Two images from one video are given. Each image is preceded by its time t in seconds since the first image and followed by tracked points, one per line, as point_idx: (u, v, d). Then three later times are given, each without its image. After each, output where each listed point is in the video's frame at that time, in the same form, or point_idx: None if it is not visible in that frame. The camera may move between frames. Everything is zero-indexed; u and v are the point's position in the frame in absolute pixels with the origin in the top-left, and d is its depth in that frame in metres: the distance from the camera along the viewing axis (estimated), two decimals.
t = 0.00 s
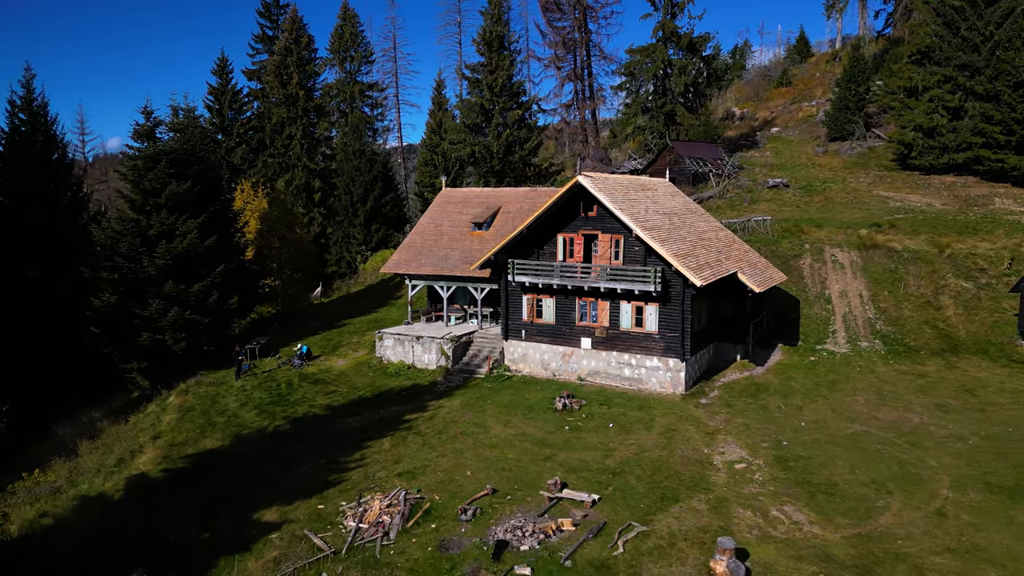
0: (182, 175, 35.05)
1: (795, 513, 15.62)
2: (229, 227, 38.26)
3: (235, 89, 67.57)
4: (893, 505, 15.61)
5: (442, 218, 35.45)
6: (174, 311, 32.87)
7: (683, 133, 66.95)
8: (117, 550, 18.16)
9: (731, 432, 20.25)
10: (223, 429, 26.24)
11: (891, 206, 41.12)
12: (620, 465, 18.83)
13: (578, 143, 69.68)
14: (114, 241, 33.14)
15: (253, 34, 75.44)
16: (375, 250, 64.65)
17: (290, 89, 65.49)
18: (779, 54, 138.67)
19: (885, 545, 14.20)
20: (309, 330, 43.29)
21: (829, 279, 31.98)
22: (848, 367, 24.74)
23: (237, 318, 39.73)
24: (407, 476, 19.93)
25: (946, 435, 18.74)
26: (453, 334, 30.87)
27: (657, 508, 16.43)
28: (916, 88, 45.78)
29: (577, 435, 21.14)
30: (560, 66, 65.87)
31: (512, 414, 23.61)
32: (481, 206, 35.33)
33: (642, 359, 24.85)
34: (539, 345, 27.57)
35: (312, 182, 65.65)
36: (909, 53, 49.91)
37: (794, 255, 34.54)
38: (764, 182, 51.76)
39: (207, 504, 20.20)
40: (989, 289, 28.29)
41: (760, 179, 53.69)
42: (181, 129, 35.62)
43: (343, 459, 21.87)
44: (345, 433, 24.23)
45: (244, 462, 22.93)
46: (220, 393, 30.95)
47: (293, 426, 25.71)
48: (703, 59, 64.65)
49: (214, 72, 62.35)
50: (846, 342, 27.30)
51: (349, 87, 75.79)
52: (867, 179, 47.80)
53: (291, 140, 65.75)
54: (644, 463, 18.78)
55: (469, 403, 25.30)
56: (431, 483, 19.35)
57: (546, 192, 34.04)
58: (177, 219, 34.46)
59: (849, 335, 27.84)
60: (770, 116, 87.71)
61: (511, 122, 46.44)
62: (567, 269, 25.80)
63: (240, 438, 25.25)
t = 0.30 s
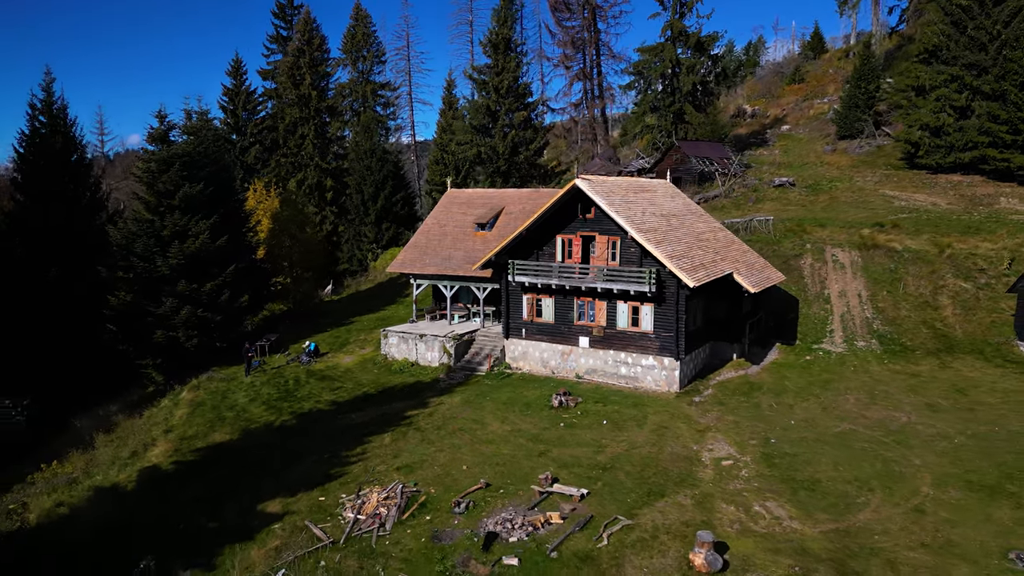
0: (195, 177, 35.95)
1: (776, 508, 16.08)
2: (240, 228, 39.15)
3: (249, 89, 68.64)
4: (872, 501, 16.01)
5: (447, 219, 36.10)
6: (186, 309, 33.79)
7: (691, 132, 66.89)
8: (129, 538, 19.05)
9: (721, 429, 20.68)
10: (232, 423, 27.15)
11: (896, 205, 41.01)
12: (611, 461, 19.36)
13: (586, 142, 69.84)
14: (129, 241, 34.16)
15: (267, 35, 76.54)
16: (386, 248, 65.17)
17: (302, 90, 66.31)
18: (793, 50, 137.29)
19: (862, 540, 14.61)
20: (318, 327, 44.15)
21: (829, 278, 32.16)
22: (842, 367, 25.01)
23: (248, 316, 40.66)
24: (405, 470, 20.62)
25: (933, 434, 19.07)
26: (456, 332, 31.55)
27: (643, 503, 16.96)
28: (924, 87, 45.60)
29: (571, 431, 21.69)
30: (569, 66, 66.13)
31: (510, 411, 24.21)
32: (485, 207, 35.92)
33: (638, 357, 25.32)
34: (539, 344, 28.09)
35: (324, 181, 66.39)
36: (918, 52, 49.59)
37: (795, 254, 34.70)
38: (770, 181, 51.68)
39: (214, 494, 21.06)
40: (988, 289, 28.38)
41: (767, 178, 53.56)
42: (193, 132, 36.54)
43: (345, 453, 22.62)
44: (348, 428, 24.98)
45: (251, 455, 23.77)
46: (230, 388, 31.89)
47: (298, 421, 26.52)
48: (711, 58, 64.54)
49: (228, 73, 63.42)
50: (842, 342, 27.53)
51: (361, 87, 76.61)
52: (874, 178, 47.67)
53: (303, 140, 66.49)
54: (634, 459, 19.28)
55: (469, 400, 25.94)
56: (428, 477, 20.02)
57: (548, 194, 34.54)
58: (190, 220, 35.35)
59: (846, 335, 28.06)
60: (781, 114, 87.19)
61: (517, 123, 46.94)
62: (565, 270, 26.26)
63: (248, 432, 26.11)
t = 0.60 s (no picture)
0: (206, 180, 36.90)
1: (758, 504, 16.52)
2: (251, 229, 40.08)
3: (263, 91, 69.73)
4: (853, 498, 16.40)
5: (451, 219, 36.74)
6: (198, 308, 34.75)
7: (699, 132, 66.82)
8: (140, 527, 19.93)
9: (711, 428, 21.11)
10: (240, 418, 28.04)
11: (901, 206, 40.92)
12: (601, 457, 19.88)
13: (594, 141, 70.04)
14: (144, 241, 35.20)
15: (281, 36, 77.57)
16: (396, 246, 64.86)
17: (315, 92, 67.01)
18: (807, 48, 135.94)
19: (839, 535, 15.01)
20: (327, 325, 45.03)
21: (828, 279, 32.36)
22: (836, 367, 25.29)
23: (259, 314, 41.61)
24: (403, 465, 21.30)
25: (919, 434, 19.39)
26: (458, 331, 32.20)
27: (630, 498, 17.45)
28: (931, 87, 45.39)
29: (565, 428, 22.24)
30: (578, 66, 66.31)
31: (507, 408, 24.80)
32: (488, 208, 36.52)
33: (634, 357, 25.78)
34: (538, 342, 28.62)
35: (337, 181, 66.77)
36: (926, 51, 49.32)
37: (796, 255, 34.86)
38: (776, 181, 51.54)
39: (220, 486, 21.89)
40: (987, 291, 28.50)
41: (773, 178, 53.37)
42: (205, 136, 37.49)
43: (346, 448, 23.35)
44: (351, 424, 25.72)
45: (256, 449, 24.59)
46: (239, 384, 32.82)
47: (303, 417, 27.31)
48: (719, 58, 64.32)
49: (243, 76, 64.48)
50: (839, 342, 27.78)
51: (374, 87, 77.38)
52: (881, 178, 47.53)
53: (316, 140, 67.05)
54: (624, 456, 19.77)
55: (468, 397, 26.57)
56: (425, 472, 20.69)
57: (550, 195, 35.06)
58: (201, 221, 36.26)
59: (843, 335, 28.29)
60: (792, 112, 86.59)
61: (522, 125, 47.45)
62: (562, 271, 26.72)
63: (255, 427, 26.97)
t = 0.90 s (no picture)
0: (219, 181, 37.80)
1: (742, 500, 16.97)
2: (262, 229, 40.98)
3: (277, 92, 70.24)
4: (836, 496, 16.78)
5: (456, 220, 37.35)
6: (210, 306, 35.67)
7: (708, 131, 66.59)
8: (151, 516, 20.83)
9: (703, 426, 21.54)
10: (249, 414, 28.92)
11: (907, 206, 40.79)
12: (594, 453, 20.39)
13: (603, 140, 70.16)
14: (159, 241, 36.19)
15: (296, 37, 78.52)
16: (408, 245, 64.95)
17: (328, 93, 67.29)
18: (823, 45, 134.29)
19: (818, 531, 15.43)
20: (337, 323, 45.81)
21: (828, 279, 32.53)
22: (831, 367, 25.56)
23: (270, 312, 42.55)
24: (402, 460, 21.98)
25: (907, 433, 19.70)
26: (461, 330, 32.84)
27: (618, 493, 17.99)
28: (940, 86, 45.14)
29: (560, 425, 22.79)
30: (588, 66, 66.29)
31: (506, 405, 25.41)
32: (493, 209, 37.09)
33: (631, 356, 26.24)
34: (539, 341, 29.16)
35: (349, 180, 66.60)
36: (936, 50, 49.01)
37: (798, 255, 34.99)
38: (783, 180, 51.36)
39: (228, 479, 22.74)
40: (986, 291, 28.61)
41: (780, 178, 53.13)
42: (217, 139, 38.42)
43: (349, 443, 24.11)
44: (354, 419, 26.47)
45: (263, 444, 25.43)
46: (249, 380, 33.75)
47: (309, 412, 28.13)
48: (728, 58, 63.98)
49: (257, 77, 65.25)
50: (837, 342, 28.00)
51: (387, 87, 78.12)
52: (888, 178, 47.33)
53: (328, 140, 67.24)
54: (616, 452, 20.27)
55: (469, 395, 27.20)
56: (423, 466, 21.36)
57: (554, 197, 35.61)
58: (214, 222, 37.18)
59: (841, 335, 28.49)
60: (804, 110, 85.85)
61: (528, 126, 47.97)
62: (561, 272, 27.20)
63: (263, 422, 27.82)
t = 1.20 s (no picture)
0: (230, 183, 38.64)
1: (729, 496, 17.40)
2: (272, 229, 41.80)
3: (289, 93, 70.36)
4: (820, 493, 17.18)
5: (460, 221, 37.93)
6: (221, 304, 36.54)
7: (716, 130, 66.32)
8: (161, 507, 21.66)
9: (696, 424, 21.95)
10: (257, 409, 29.76)
11: (912, 206, 40.68)
12: (587, 450, 20.89)
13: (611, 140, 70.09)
14: (172, 241, 37.09)
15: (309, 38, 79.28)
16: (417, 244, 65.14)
17: (340, 93, 67.07)
18: (836, 41, 132.65)
19: (801, 527, 15.83)
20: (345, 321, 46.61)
21: (829, 279, 32.70)
22: (827, 367, 25.83)
23: (281, 310, 43.39)
24: (402, 455, 22.64)
25: (897, 433, 19.98)
26: (464, 328, 33.47)
27: (609, 488, 18.49)
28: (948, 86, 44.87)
29: (557, 423, 23.30)
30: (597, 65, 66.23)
31: (505, 403, 25.97)
32: (497, 210, 37.62)
33: (629, 355, 26.68)
34: (539, 340, 29.66)
35: (360, 180, 66.70)
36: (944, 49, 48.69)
37: (799, 255, 35.13)
38: (789, 180, 51.22)
39: (235, 472, 23.54)
40: (986, 292, 28.72)
41: (786, 177, 52.92)
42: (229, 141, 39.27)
43: (352, 438, 24.81)
44: (358, 416, 27.18)
45: (269, 438, 26.21)
46: (258, 377, 34.63)
47: (315, 408, 28.90)
48: (737, 58, 63.44)
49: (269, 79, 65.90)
50: (834, 342, 28.18)
51: (399, 87, 78.75)
52: (895, 177, 47.12)
53: (340, 140, 66.96)
54: (609, 449, 20.74)
55: (470, 392, 27.80)
56: (422, 461, 21.99)
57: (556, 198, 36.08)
58: (225, 223, 38.04)
59: (839, 335, 28.69)
60: (815, 107, 85.06)
61: (534, 127, 48.41)
62: (561, 273, 27.65)
63: (270, 418, 28.62)
